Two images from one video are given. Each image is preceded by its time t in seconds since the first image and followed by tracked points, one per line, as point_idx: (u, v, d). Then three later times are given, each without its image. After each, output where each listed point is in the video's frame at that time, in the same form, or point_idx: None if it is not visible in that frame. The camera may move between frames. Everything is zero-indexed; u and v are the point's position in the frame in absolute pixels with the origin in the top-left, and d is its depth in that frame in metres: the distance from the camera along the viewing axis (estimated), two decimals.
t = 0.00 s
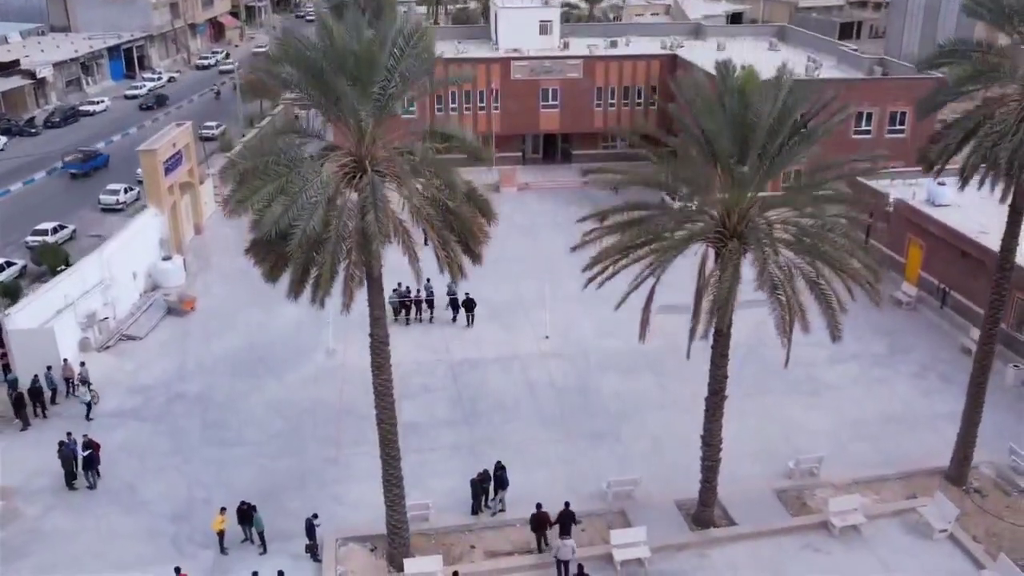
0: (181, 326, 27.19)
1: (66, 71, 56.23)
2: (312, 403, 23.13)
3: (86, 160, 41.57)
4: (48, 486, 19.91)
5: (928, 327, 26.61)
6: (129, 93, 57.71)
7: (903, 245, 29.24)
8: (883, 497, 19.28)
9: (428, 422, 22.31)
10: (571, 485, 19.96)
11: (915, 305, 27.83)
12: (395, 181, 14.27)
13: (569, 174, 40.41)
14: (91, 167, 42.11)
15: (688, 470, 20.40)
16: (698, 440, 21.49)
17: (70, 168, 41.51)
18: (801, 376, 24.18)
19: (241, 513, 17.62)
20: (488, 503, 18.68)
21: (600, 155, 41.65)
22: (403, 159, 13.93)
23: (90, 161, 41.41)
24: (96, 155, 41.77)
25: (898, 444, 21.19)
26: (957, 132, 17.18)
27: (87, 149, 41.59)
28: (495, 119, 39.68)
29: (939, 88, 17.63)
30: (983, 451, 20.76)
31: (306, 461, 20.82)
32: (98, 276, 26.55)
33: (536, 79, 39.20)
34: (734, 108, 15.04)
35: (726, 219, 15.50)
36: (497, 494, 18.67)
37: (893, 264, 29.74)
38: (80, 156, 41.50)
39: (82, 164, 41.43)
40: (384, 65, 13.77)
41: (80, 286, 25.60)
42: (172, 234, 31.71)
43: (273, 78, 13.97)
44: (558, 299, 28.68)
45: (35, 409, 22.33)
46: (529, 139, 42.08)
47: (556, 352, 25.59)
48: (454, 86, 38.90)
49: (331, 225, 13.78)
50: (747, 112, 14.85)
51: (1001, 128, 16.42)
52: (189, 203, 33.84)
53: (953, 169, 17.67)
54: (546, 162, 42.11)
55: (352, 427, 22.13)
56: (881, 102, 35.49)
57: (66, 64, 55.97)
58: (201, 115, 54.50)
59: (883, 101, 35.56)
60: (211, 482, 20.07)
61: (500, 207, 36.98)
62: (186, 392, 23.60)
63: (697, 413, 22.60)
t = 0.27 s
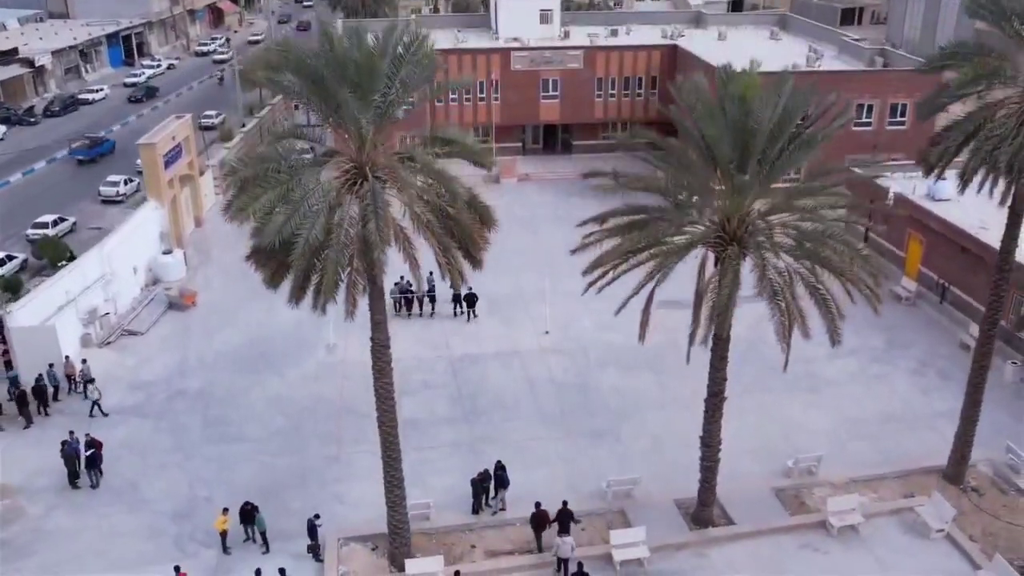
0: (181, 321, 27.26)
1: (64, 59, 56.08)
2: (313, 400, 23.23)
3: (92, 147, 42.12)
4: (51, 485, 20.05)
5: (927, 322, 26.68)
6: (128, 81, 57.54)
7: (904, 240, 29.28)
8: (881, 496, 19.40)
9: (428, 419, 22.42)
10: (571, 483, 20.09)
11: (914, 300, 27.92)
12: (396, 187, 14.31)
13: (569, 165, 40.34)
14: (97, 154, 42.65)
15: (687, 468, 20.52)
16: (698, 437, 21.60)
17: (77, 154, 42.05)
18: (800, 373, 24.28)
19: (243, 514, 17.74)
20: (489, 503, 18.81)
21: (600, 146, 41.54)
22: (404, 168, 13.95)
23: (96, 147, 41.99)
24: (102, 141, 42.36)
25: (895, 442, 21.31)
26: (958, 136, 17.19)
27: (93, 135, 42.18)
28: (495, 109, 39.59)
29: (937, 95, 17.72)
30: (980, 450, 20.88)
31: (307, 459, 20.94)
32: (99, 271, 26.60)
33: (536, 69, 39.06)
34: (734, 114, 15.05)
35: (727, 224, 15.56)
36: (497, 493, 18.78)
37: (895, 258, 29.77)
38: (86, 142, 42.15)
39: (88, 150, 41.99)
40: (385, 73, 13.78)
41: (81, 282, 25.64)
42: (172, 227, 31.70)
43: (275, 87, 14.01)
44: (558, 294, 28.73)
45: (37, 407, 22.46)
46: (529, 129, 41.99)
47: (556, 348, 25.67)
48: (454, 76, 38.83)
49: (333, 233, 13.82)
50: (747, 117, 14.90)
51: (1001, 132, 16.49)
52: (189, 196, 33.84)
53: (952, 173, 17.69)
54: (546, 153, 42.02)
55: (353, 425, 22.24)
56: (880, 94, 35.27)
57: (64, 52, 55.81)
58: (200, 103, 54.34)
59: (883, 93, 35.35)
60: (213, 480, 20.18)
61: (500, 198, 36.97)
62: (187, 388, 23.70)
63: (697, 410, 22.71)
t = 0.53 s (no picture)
0: (183, 318, 27.36)
1: (63, 49, 55.96)
2: (314, 399, 23.34)
3: (99, 135, 42.76)
4: (55, 484, 20.18)
5: (927, 320, 26.76)
6: (127, 70, 57.40)
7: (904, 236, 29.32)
8: (880, 497, 19.51)
9: (429, 418, 22.54)
10: (572, 482, 20.23)
11: (913, 296, 27.99)
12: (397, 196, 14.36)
13: (569, 158, 40.33)
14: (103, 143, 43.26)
15: (687, 468, 20.66)
16: (697, 436, 21.73)
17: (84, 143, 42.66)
18: (799, 372, 24.40)
19: (245, 516, 17.87)
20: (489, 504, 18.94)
21: (600, 138, 41.59)
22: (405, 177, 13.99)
23: (103, 135, 42.64)
24: (108, 129, 43.01)
25: (894, 442, 21.45)
26: (958, 140, 17.22)
27: (100, 123, 42.84)
28: (495, 102, 39.54)
29: (938, 98, 17.74)
30: (978, 449, 21.00)
31: (309, 458, 21.07)
32: (100, 268, 26.67)
33: (536, 62, 38.98)
34: (735, 122, 15.07)
35: (728, 230, 15.62)
36: (498, 494, 18.91)
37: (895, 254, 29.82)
38: (93, 131, 42.85)
39: (95, 138, 42.64)
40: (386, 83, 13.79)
41: (82, 279, 25.71)
42: (173, 222, 31.73)
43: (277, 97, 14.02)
44: (558, 292, 28.80)
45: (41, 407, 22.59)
46: (529, 121, 41.97)
47: (556, 346, 25.76)
48: (455, 69, 38.77)
49: (334, 243, 13.86)
50: (748, 125, 14.93)
51: (1001, 137, 16.52)
52: (189, 190, 33.85)
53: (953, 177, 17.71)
54: (547, 145, 42.01)
55: (354, 424, 22.37)
56: (881, 87, 35.21)
57: (63, 42, 55.68)
58: (199, 93, 54.22)
59: (883, 88, 35.25)
60: (216, 480, 20.31)
61: (500, 192, 36.99)
62: (189, 387, 23.81)
63: (696, 409, 22.83)
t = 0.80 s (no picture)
0: (184, 316, 27.45)
1: (62, 39, 55.85)
2: (315, 398, 23.48)
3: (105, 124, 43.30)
4: (58, 485, 20.31)
5: (926, 317, 26.86)
6: (126, 61, 57.28)
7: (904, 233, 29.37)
8: (878, 498, 19.65)
9: (430, 418, 22.66)
10: (571, 483, 20.37)
11: (913, 293, 28.06)
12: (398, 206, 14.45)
13: (569, 151, 40.34)
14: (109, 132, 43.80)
15: (686, 469, 20.79)
16: (696, 437, 21.85)
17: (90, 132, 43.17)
18: (798, 371, 24.52)
19: (247, 518, 18.00)
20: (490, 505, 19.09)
21: (600, 131, 41.58)
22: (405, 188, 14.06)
23: (108, 124, 43.18)
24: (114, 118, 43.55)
25: (892, 442, 21.57)
26: (957, 146, 17.26)
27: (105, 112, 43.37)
28: (495, 95, 39.50)
29: (939, 103, 17.75)
30: (975, 449, 21.13)
31: (310, 459, 21.20)
32: (102, 266, 26.72)
33: (537, 55, 38.91)
34: (735, 132, 15.10)
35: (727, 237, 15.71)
36: (498, 496, 19.05)
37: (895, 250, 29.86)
38: (99, 120, 43.34)
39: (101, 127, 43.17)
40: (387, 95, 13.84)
41: (84, 278, 25.76)
42: (173, 218, 31.76)
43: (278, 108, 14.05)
44: (558, 289, 28.91)
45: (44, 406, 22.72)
46: (529, 114, 41.96)
47: (556, 344, 25.88)
48: (455, 62, 38.71)
49: (336, 253, 13.92)
50: (748, 135, 14.96)
51: (1001, 143, 16.58)
52: (190, 185, 33.87)
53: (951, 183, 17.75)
54: (547, 138, 42.00)
55: (355, 424, 22.50)
56: (880, 82, 35.17)
57: (62, 32, 55.57)
58: (199, 83, 54.14)
59: (883, 83, 35.28)
60: (218, 480, 20.45)
61: (500, 186, 36.99)
62: (191, 386, 23.93)
63: (696, 409, 22.96)
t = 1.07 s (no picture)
0: (185, 313, 27.54)
1: (60, 29, 55.74)
2: (316, 397, 23.61)
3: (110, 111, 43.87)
4: (61, 485, 20.45)
5: (925, 314, 26.95)
6: (125, 50, 57.18)
7: (903, 229, 29.42)
8: (875, 498, 19.79)
9: (430, 417, 22.78)
10: (571, 483, 20.52)
11: (912, 289, 28.12)
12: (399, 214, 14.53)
13: (569, 144, 40.33)
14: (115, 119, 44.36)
15: (685, 468, 20.92)
16: (695, 436, 21.98)
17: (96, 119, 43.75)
18: (796, 369, 24.64)
19: (249, 520, 18.13)
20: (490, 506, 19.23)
21: (600, 124, 41.57)
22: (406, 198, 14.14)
23: (114, 111, 43.74)
24: (119, 105, 44.08)
25: (890, 442, 21.69)
26: (957, 150, 17.33)
27: (111, 99, 43.90)
28: (495, 88, 39.46)
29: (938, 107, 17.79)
30: (972, 449, 21.26)
31: (312, 458, 21.33)
32: (103, 263, 26.76)
33: (537, 48, 38.83)
34: (735, 140, 15.12)
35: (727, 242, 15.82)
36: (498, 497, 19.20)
37: (894, 246, 29.91)
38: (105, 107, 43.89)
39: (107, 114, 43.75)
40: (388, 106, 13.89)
41: (85, 275, 25.81)
42: (173, 213, 31.78)
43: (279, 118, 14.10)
44: (558, 285, 28.98)
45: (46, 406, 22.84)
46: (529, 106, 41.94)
47: (555, 341, 25.99)
48: (454, 55, 38.66)
49: (337, 264, 14.00)
50: (747, 144, 15.00)
51: (1000, 150, 16.68)
52: (190, 179, 33.89)
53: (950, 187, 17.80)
54: (547, 131, 41.98)
55: (356, 423, 22.63)
56: (881, 76, 35.12)
57: (60, 21, 55.46)
58: (198, 73, 54.04)
59: (884, 77, 35.23)
60: (220, 480, 20.58)
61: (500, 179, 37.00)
62: (193, 385, 24.05)
63: (695, 408, 23.09)
